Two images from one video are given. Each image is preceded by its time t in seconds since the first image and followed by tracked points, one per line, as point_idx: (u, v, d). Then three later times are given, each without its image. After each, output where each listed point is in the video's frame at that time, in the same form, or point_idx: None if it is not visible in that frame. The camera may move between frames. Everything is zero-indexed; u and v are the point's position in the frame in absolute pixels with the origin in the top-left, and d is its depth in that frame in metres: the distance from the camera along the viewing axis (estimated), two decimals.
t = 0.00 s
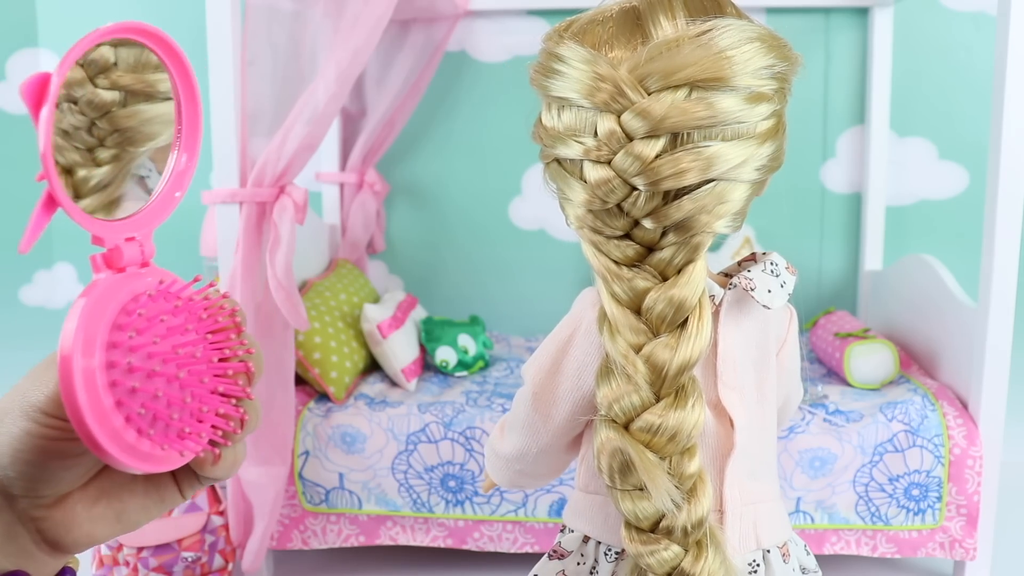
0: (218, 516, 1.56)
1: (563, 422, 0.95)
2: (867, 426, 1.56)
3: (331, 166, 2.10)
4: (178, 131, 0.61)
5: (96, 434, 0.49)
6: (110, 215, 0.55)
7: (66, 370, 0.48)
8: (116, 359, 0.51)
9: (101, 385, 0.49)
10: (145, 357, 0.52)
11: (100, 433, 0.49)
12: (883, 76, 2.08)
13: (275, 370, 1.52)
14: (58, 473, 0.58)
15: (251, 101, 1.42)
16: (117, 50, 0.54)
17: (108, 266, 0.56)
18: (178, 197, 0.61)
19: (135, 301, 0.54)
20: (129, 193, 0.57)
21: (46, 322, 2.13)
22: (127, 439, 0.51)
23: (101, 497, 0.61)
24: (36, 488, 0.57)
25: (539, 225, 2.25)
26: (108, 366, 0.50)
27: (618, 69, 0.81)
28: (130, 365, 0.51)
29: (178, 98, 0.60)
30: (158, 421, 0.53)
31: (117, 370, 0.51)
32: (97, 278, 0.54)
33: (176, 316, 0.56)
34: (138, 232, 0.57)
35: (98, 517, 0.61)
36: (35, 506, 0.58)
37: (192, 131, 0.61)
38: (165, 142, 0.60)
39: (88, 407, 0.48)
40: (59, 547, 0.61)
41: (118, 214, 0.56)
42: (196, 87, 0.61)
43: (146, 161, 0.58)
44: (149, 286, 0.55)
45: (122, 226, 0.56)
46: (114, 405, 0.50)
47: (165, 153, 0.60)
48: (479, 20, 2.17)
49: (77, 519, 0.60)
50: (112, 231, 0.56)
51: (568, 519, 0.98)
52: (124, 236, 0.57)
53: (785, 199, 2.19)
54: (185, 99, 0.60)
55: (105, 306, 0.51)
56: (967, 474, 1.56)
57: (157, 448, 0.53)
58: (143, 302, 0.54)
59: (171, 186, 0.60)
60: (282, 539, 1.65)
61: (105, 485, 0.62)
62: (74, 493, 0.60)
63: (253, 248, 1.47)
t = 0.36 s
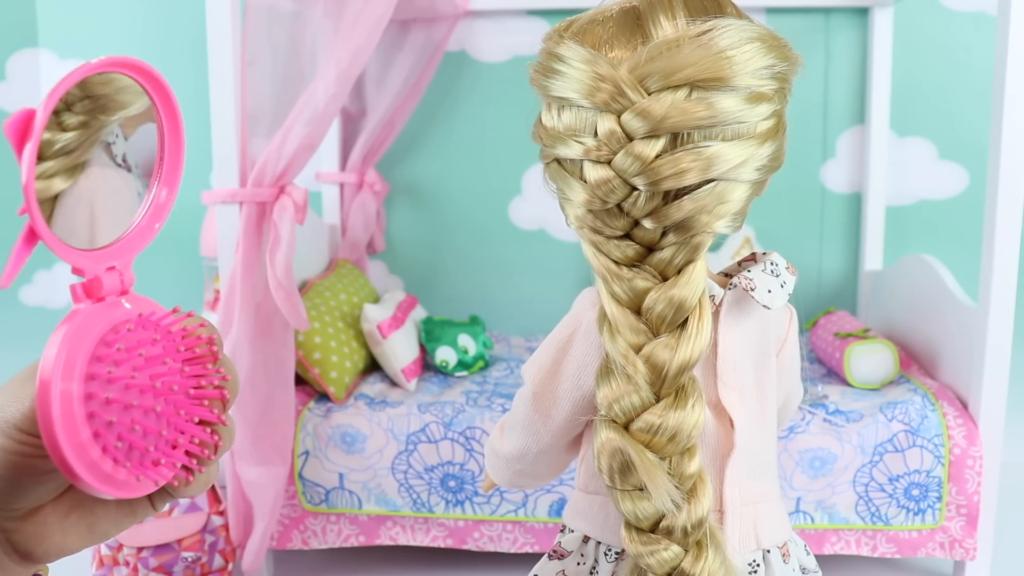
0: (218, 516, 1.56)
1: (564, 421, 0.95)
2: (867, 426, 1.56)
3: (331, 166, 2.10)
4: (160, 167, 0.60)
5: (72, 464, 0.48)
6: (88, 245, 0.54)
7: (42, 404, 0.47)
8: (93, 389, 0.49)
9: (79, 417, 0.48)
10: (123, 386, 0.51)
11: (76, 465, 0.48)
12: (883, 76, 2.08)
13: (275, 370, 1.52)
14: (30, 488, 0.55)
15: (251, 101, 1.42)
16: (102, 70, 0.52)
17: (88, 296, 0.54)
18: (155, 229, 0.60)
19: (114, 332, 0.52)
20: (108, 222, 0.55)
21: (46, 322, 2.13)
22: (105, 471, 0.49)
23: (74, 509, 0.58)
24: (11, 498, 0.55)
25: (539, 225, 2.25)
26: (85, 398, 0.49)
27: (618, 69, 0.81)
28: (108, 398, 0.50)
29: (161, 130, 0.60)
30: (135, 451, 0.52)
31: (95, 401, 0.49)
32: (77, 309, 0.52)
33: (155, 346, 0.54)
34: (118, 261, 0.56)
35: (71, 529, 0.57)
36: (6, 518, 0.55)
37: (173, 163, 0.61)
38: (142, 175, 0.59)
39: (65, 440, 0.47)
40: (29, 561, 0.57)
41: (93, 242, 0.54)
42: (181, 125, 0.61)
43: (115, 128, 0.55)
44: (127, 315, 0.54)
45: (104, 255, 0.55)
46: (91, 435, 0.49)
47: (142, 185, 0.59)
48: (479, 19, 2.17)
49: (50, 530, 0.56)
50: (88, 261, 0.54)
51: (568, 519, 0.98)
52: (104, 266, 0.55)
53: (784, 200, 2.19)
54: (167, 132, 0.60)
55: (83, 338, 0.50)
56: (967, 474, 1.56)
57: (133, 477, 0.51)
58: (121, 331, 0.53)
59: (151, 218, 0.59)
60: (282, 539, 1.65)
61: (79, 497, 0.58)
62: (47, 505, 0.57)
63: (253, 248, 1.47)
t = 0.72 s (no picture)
0: (218, 517, 1.56)
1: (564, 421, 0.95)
2: (867, 426, 1.56)
3: (331, 166, 2.10)
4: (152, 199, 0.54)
5: (62, 503, 0.44)
6: (77, 277, 0.49)
7: (31, 445, 0.44)
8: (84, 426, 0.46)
9: (70, 456, 0.45)
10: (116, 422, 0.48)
11: (68, 503, 0.45)
12: (883, 76, 2.08)
13: (275, 371, 1.52)
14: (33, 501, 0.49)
15: (251, 101, 1.42)
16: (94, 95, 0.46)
17: (80, 330, 0.49)
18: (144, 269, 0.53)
19: (109, 364, 0.49)
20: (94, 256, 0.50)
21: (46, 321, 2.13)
22: (98, 508, 0.46)
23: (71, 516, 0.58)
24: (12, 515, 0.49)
25: (539, 225, 2.25)
26: (74, 439, 0.45)
27: (618, 69, 0.81)
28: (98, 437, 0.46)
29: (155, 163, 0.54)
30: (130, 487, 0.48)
31: (86, 438, 0.46)
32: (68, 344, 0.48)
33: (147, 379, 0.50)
34: (111, 292, 0.51)
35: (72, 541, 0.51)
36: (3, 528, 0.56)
37: (166, 198, 0.54)
38: (135, 211, 0.53)
39: (55, 482, 0.44)
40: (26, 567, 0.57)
41: (81, 275, 0.49)
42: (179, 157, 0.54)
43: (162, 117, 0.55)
44: (124, 344, 0.50)
45: (93, 289, 0.50)
46: (83, 475, 0.45)
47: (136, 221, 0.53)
48: (479, 19, 2.17)
49: (50, 543, 0.50)
50: (76, 296, 0.49)
51: (568, 519, 0.98)
52: (97, 297, 0.50)
53: (784, 200, 2.19)
54: (162, 165, 0.54)
55: (74, 374, 0.46)
56: (967, 474, 1.56)
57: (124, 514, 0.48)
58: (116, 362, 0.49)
59: (139, 255, 0.53)
60: (282, 539, 1.65)
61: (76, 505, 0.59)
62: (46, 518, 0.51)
63: (254, 248, 1.47)
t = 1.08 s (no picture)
0: (218, 516, 1.56)
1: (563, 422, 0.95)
2: (867, 426, 1.56)
3: (331, 166, 2.10)
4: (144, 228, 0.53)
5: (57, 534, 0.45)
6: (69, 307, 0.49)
7: (24, 478, 0.44)
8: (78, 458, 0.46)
9: (64, 489, 0.45)
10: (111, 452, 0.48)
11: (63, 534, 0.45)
12: (883, 76, 2.08)
13: (275, 371, 1.52)
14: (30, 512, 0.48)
15: (251, 101, 1.42)
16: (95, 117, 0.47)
17: (72, 359, 0.48)
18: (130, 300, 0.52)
19: (104, 392, 0.48)
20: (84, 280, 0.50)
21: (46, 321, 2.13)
22: (93, 537, 0.46)
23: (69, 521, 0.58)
24: (11, 527, 0.48)
25: (539, 225, 2.25)
26: (67, 472, 0.45)
27: (618, 69, 0.81)
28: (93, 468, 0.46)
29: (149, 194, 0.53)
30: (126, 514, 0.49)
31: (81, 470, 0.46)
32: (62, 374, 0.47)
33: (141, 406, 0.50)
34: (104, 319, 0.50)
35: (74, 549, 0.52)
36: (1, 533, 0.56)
37: (157, 230, 0.54)
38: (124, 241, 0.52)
39: (49, 514, 0.44)
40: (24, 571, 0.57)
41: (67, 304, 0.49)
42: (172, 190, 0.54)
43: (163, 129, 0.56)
44: (121, 371, 0.50)
45: (84, 316, 0.49)
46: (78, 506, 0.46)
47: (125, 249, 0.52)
48: (479, 19, 2.17)
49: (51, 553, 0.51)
50: (64, 326, 0.48)
51: (568, 519, 0.98)
52: (90, 324, 0.50)
53: (784, 200, 2.19)
54: (155, 196, 0.53)
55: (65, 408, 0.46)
56: (967, 474, 1.56)
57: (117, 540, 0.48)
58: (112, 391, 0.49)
59: (127, 285, 0.52)
60: (282, 539, 1.65)
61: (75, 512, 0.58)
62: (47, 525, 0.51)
63: (254, 248, 1.47)
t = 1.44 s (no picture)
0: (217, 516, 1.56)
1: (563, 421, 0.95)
2: (867, 426, 1.56)
3: (331, 166, 2.10)
4: (134, 255, 0.54)
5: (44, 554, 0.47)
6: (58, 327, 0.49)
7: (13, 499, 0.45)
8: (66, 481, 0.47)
9: (51, 511, 0.46)
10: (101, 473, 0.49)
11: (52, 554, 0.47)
12: (883, 76, 2.08)
13: (275, 371, 1.52)
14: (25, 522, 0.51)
15: (251, 101, 1.42)
16: (87, 136, 0.48)
17: (62, 378, 0.49)
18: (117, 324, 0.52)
19: (93, 413, 0.49)
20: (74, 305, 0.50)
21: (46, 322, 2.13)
22: (81, 557, 0.48)
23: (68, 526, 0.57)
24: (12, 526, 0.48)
25: (539, 225, 2.25)
26: (55, 492, 0.47)
27: (618, 69, 0.81)
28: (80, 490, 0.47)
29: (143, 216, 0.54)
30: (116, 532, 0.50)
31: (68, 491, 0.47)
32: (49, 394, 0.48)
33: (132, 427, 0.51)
34: (95, 338, 0.51)
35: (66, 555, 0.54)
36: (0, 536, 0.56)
37: (148, 257, 0.55)
38: (111, 264, 0.53)
39: (37, 537, 0.46)
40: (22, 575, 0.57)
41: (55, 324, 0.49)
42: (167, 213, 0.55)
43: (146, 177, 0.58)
44: (112, 390, 0.50)
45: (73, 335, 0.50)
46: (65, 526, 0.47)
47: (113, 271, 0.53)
48: (479, 19, 2.17)
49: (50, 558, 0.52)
50: (47, 347, 0.48)
51: (568, 519, 0.98)
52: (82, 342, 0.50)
53: (784, 200, 2.19)
54: (149, 227, 0.55)
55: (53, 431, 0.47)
56: (967, 474, 1.56)
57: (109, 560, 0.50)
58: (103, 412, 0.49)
59: (116, 308, 0.53)
60: (282, 539, 1.65)
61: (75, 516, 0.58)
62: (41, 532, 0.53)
63: (254, 247, 1.47)
